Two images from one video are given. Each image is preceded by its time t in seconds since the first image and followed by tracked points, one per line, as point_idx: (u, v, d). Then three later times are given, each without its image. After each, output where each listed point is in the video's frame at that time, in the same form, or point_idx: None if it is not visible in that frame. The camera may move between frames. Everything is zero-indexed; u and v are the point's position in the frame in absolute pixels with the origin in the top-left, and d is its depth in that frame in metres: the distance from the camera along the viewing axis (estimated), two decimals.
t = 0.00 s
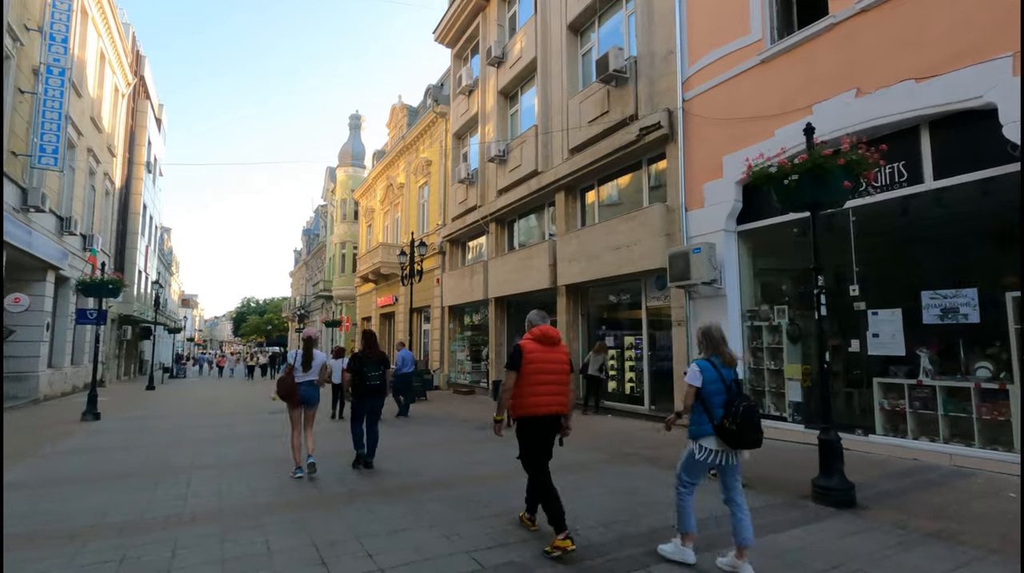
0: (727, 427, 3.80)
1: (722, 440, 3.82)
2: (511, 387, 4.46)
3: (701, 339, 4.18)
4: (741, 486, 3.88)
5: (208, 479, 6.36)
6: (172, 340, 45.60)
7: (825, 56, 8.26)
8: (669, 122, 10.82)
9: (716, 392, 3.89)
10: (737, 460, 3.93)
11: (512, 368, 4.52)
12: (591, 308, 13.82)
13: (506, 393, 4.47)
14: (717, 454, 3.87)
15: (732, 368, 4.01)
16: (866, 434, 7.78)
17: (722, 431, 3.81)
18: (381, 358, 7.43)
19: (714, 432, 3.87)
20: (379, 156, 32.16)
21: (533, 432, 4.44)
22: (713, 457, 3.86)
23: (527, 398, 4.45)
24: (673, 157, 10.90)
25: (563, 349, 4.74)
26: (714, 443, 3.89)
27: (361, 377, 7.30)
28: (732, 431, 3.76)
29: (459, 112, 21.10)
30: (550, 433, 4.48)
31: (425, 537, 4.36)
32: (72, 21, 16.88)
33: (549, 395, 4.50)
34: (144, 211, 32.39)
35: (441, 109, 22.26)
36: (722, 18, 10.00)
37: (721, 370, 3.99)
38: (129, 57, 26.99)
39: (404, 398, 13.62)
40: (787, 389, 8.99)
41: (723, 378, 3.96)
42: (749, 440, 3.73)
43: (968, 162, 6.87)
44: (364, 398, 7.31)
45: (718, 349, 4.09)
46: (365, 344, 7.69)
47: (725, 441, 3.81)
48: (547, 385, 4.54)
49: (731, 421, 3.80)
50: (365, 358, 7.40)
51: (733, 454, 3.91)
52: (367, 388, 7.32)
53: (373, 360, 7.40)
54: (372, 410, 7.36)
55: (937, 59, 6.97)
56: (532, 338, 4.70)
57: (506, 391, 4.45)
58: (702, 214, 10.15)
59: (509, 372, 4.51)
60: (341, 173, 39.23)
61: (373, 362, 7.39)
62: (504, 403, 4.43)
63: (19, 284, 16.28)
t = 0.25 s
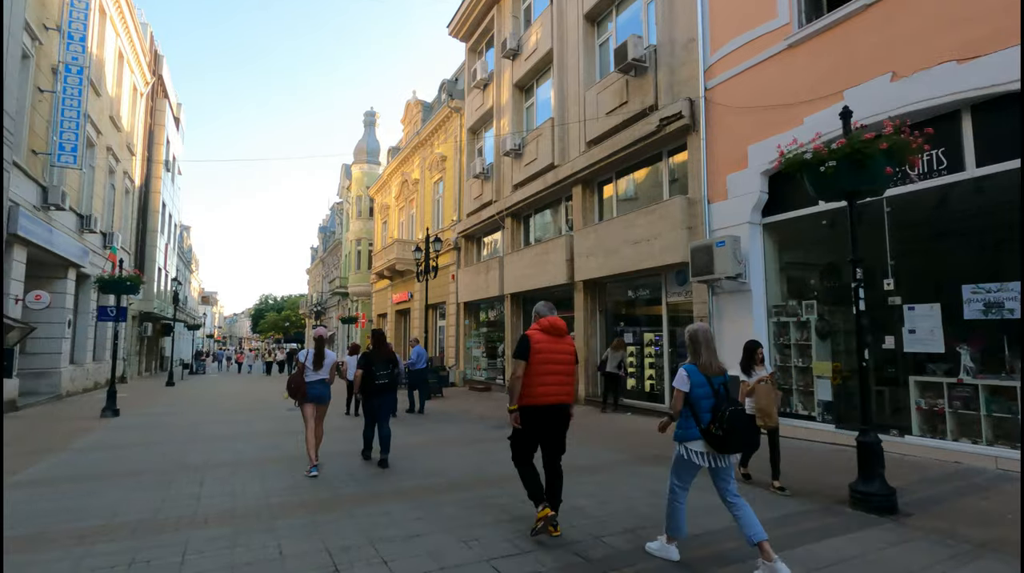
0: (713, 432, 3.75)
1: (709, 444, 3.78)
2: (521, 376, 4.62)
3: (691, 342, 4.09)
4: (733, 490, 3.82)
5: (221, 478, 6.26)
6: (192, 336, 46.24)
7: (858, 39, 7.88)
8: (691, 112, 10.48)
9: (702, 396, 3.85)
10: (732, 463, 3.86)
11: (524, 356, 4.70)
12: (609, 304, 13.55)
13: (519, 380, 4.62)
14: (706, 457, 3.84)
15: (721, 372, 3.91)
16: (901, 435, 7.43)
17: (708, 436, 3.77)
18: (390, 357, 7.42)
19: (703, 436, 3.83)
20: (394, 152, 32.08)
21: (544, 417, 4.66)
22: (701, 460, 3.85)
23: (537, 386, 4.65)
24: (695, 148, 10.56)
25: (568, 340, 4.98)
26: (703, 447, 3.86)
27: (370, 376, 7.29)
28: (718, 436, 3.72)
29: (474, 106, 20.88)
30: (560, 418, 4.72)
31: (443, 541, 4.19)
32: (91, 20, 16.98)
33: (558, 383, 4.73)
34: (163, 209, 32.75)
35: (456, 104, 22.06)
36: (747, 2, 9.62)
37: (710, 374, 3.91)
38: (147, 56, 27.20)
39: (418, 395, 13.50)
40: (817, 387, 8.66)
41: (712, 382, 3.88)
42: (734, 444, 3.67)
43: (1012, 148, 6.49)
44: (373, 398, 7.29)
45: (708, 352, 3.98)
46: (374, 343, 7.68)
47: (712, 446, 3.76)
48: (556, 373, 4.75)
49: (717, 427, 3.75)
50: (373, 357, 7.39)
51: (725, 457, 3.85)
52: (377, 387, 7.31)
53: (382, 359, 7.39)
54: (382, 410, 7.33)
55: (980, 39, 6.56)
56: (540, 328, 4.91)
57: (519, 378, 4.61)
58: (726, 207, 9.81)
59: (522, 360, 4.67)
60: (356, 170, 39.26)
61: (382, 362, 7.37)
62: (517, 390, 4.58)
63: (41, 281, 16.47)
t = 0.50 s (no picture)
0: (707, 420, 3.82)
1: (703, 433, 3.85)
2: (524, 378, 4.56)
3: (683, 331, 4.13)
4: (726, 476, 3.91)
5: (238, 476, 6.18)
6: (211, 335, 46.85)
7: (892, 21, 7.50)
8: (713, 102, 10.16)
9: (696, 385, 3.94)
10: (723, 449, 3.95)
11: (526, 358, 4.62)
12: (628, 300, 13.29)
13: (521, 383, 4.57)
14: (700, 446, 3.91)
15: (712, 360, 3.99)
16: (940, 437, 7.09)
17: (703, 424, 3.83)
18: (399, 353, 7.63)
19: (696, 425, 3.90)
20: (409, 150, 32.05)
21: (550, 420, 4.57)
22: (695, 449, 3.91)
23: (540, 388, 4.57)
24: (719, 140, 10.24)
25: (572, 340, 4.87)
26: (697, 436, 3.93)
27: (381, 371, 7.44)
28: (712, 424, 3.79)
29: (489, 102, 20.68)
30: (567, 419, 4.61)
31: (463, 546, 4.03)
32: (110, 20, 17.12)
33: (562, 384, 4.63)
34: (183, 208, 33.13)
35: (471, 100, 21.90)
36: None
37: (702, 363, 3.98)
38: (166, 57, 27.47)
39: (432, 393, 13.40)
40: (848, 386, 8.34)
41: (705, 371, 3.95)
42: (729, 431, 3.76)
43: None
44: (383, 392, 7.40)
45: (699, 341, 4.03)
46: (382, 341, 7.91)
47: (707, 435, 3.83)
48: (559, 375, 4.66)
49: (710, 415, 3.82)
50: (383, 353, 7.60)
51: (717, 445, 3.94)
52: (386, 381, 7.42)
53: (391, 355, 7.60)
54: (391, 405, 7.43)
55: None
56: (541, 329, 4.81)
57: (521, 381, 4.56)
58: (750, 200, 9.51)
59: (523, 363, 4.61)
60: (372, 168, 39.33)
61: (392, 357, 7.57)
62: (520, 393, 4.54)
63: (64, 279, 16.69)
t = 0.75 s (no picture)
0: (708, 422, 3.80)
1: (705, 436, 3.81)
2: (524, 378, 4.74)
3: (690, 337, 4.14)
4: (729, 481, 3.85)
5: (253, 477, 6.07)
6: (228, 334, 47.31)
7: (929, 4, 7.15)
8: (737, 93, 9.85)
9: (699, 388, 3.93)
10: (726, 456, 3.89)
11: (525, 359, 4.79)
12: (647, 298, 13.01)
13: (521, 383, 4.74)
14: (703, 450, 3.86)
15: (716, 366, 3.99)
16: (983, 439, 6.73)
17: (704, 426, 3.80)
18: (411, 350, 7.62)
19: (699, 427, 3.87)
20: (423, 148, 31.95)
21: (549, 417, 4.74)
22: (698, 452, 3.85)
23: (540, 387, 4.75)
24: (743, 131, 9.93)
25: (571, 339, 5.02)
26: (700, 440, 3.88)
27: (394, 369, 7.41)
28: (713, 426, 3.76)
29: (504, 98, 20.48)
30: (566, 416, 4.78)
31: (486, 553, 3.85)
32: (127, 20, 17.21)
33: (560, 382, 4.79)
34: (200, 208, 33.40)
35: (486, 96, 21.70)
36: None
37: (706, 368, 3.97)
38: (182, 58, 27.68)
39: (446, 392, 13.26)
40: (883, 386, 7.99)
41: (708, 374, 3.95)
42: (729, 434, 3.74)
43: None
44: (395, 388, 7.37)
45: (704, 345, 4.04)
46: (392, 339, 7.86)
47: (708, 437, 3.80)
48: (558, 374, 4.80)
49: (712, 417, 3.80)
50: (394, 350, 7.58)
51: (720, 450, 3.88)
52: (400, 379, 7.40)
53: (404, 352, 7.58)
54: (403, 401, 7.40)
55: None
56: (540, 330, 4.97)
57: (521, 380, 4.74)
58: (776, 193, 9.21)
59: (522, 363, 4.77)
60: (386, 167, 39.36)
61: (404, 354, 7.55)
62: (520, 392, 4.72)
63: (83, 278, 16.83)
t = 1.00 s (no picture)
0: (705, 417, 3.92)
1: (700, 430, 3.94)
2: (524, 375, 4.74)
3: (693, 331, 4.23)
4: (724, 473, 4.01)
5: (263, 481, 5.93)
6: (240, 334, 47.55)
7: None
8: (757, 86, 9.57)
9: (699, 382, 4.03)
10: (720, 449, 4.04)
11: (525, 357, 4.79)
12: (663, 297, 12.74)
13: (520, 381, 4.74)
14: (698, 443, 4.00)
15: (716, 363, 4.08)
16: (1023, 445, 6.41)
17: (702, 421, 3.92)
18: (420, 350, 7.57)
19: (696, 422, 3.99)
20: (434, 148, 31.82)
21: (549, 415, 4.71)
22: (693, 445, 3.99)
23: (540, 384, 4.73)
24: (763, 125, 9.64)
25: (572, 337, 5.02)
26: (696, 433, 4.01)
27: (403, 370, 7.36)
28: (709, 420, 3.88)
29: (515, 96, 20.27)
30: (566, 414, 4.75)
31: (506, 565, 3.65)
32: (139, 21, 17.22)
33: (561, 380, 4.76)
34: (212, 209, 33.52)
35: (497, 94, 21.50)
36: None
37: (707, 364, 4.07)
38: (194, 59, 27.76)
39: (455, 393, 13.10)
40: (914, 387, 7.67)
41: (708, 370, 4.05)
42: (726, 429, 3.85)
43: None
44: (406, 388, 7.32)
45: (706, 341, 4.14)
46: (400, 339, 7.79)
47: (705, 432, 3.92)
48: (558, 372, 4.79)
49: (708, 412, 3.92)
50: (403, 351, 7.53)
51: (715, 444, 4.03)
52: (409, 379, 7.36)
53: (412, 353, 7.53)
54: (414, 401, 7.37)
55: None
56: (541, 328, 4.98)
57: (520, 378, 4.74)
58: (799, 188, 8.92)
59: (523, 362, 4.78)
60: (396, 167, 39.29)
61: (413, 355, 7.50)
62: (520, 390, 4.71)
63: (96, 278, 16.87)
